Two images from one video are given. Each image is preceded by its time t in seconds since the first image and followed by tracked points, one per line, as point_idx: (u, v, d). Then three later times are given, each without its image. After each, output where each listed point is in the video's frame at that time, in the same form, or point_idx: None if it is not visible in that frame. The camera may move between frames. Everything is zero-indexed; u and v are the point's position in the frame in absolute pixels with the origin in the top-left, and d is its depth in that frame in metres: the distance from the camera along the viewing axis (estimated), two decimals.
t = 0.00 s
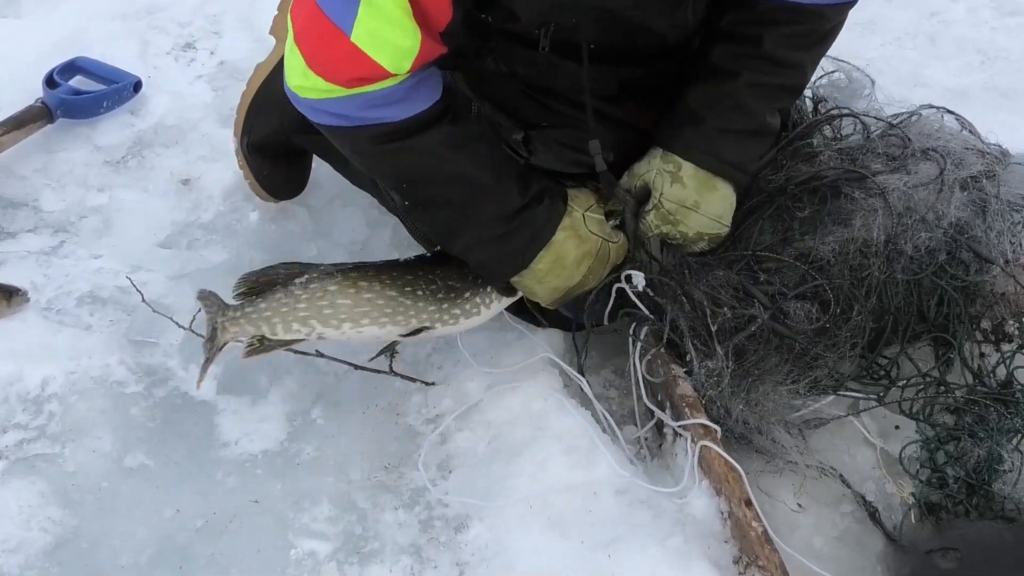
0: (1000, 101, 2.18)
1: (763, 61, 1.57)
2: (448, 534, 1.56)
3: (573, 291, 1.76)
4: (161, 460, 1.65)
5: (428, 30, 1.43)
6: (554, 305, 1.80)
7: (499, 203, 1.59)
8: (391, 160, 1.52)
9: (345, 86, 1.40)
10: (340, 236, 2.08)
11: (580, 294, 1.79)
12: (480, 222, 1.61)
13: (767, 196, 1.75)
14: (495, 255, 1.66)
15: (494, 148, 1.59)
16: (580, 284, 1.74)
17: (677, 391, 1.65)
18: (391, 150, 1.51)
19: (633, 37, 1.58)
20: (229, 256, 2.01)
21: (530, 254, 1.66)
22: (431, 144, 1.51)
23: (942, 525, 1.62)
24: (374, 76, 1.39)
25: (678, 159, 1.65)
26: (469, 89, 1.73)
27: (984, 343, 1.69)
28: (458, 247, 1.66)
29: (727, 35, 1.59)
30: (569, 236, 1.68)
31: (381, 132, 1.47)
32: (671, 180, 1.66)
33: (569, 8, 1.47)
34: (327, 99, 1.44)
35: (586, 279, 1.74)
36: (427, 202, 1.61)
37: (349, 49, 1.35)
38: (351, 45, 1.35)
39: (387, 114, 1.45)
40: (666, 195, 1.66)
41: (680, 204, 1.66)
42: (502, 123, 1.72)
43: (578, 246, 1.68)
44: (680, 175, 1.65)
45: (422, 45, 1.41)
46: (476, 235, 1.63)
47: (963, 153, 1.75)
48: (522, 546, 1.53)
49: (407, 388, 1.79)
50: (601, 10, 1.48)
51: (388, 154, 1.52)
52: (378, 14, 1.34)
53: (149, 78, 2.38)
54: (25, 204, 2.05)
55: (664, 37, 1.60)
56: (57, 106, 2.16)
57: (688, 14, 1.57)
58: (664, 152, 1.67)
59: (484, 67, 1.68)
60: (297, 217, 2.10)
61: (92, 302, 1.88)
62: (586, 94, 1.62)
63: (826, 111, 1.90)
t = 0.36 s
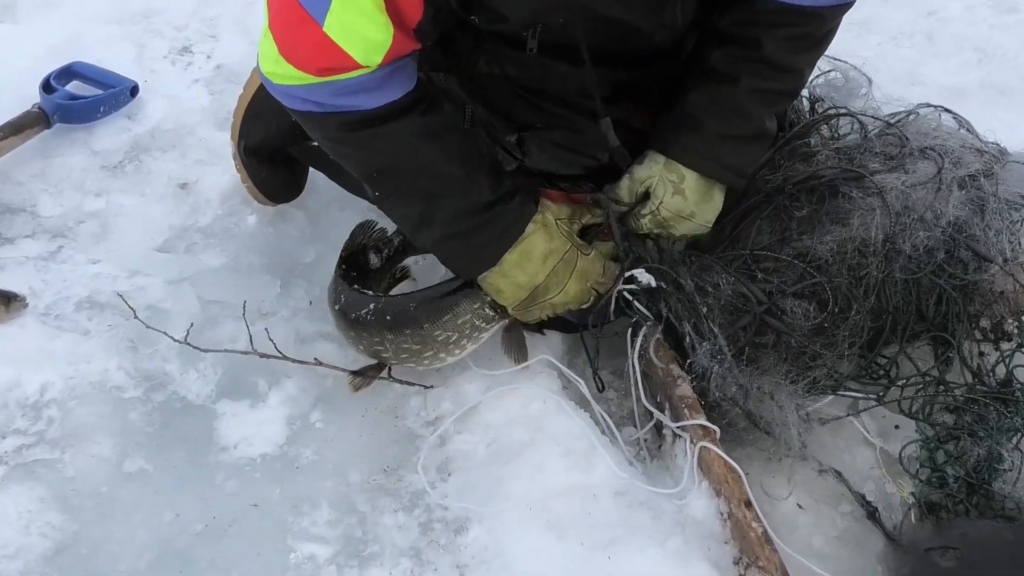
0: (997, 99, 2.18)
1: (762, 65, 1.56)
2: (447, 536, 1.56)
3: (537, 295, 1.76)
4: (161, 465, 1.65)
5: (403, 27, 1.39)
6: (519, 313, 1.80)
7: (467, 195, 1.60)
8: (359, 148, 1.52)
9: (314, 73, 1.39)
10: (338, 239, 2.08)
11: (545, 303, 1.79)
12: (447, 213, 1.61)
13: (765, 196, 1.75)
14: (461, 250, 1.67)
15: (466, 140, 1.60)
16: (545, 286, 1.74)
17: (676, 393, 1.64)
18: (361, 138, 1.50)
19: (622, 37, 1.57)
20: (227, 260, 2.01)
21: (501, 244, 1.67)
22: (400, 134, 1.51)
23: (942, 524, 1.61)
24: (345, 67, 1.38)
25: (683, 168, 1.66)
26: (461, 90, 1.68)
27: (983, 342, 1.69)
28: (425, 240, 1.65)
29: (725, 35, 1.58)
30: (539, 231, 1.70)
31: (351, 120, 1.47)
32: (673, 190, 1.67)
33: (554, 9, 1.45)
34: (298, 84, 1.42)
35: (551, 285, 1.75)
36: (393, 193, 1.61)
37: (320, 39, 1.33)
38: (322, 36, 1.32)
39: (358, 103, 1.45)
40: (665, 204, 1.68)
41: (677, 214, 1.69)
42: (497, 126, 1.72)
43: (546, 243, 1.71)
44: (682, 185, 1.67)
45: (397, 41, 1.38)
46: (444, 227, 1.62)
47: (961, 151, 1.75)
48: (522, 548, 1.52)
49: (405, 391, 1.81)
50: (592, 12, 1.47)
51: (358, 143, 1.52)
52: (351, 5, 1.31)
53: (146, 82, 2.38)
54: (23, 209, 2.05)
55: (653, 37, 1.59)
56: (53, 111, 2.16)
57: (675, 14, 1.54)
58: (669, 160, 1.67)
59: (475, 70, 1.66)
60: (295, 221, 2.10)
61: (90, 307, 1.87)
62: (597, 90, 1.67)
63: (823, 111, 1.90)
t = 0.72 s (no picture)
0: (1004, 93, 2.17)
1: (776, 62, 1.57)
2: (457, 534, 1.57)
3: (529, 305, 1.75)
4: (170, 465, 1.66)
5: (404, 30, 1.45)
6: (508, 328, 1.77)
7: (466, 206, 1.63)
8: (364, 159, 1.56)
9: (316, 80, 1.44)
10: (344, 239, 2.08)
11: (535, 314, 1.77)
12: (448, 222, 1.64)
13: (771, 192, 1.74)
14: (458, 260, 1.68)
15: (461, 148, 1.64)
16: (539, 294, 1.74)
17: (684, 389, 1.63)
18: (359, 149, 1.54)
19: (624, 35, 1.57)
20: (234, 260, 2.01)
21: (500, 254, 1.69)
22: (398, 145, 1.55)
23: (952, 520, 1.58)
24: (348, 72, 1.42)
25: (714, 177, 1.64)
26: (466, 89, 1.71)
27: (991, 337, 1.67)
28: (426, 251, 1.68)
29: (734, 35, 1.58)
30: (534, 235, 1.73)
31: (355, 129, 1.52)
32: (705, 201, 1.65)
33: (555, 7, 1.47)
34: (300, 92, 1.48)
35: (547, 292, 1.75)
36: (391, 207, 1.63)
37: (321, 45, 1.38)
38: (326, 41, 1.38)
39: (360, 110, 1.49)
40: (698, 214, 1.66)
41: (709, 223, 1.68)
42: (502, 123, 1.72)
43: (541, 247, 1.73)
44: (714, 194, 1.65)
45: (398, 44, 1.43)
46: (441, 239, 1.65)
47: (968, 146, 1.75)
48: (532, 547, 1.52)
49: (414, 390, 1.80)
50: (591, 10, 1.48)
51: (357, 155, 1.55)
52: (353, 11, 1.37)
53: (152, 83, 2.38)
54: (30, 211, 2.05)
55: (656, 35, 1.59)
56: (59, 113, 2.17)
57: (678, 11, 1.55)
58: (700, 169, 1.64)
59: (480, 69, 1.64)
60: (302, 220, 2.10)
61: (99, 308, 1.88)
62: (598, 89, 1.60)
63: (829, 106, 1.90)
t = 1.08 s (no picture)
0: (1013, 90, 2.17)
1: (781, 83, 1.58)
2: (467, 534, 1.56)
3: (560, 301, 1.81)
4: (180, 465, 1.65)
5: (432, 30, 1.38)
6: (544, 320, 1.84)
7: (501, 206, 1.65)
8: (397, 165, 1.55)
9: (347, 88, 1.40)
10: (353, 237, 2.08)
11: (567, 308, 1.82)
12: (480, 224, 1.65)
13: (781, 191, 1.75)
14: (486, 259, 1.72)
15: (495, 147, 1.62)
16: (568, 291, 1.79)
17: (694, 388, 1.64)
18: (393, 154, 1.53)
19: (633, 33, 1.56)
20: (243, 260, 2.01)
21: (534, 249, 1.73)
22: (432, 147, 1.53)
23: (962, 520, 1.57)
24: (378, 78, 1.38)
25: (722, 202, 1.66)
26: (476, 87, 1.68)
27: (1001, 335, 1.67)
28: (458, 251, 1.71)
29: (739, 53, 1.60)
30: (564, 234, 1.75)
31: (387, 136, 1.49)
32: (715, 226, 1.67)
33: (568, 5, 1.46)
34: (330, 100, 1.43)
35: (578, 289, 1.79)
36: (428, 209, 1.64)
37: (351, 52, 1.33)
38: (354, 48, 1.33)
39: (391, 116, 1.46)
40: (708, 239, 1.68)
41: (718, 246, 1.71)
42: (511, 121, 1.72)
43: (571, 245, 1.76)
44: (723, 219, 1.67)
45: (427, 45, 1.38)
46: (475, 238, 1.67)
47: (978, 144, 1.75)
48: (542, 547, 1.52)
49: (423, 389, 1.80)
50: (597, 8, 1.48)
51: (390, 161, 1.54)
52: (378, 15, 1.31)
53: (160, 82, 2.38)
54: (39, 210, 2.05)
55: (664, 34, 1.59)
56: (68, 112, 2.17)
57: (686, 11, 1.54)
58: (708, 195, 1.66)
59: (491, 69, 1.64)
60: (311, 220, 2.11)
61: (108, 307, 1.88)
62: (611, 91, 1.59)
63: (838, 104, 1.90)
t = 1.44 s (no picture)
0: None
1: (785, 84, 1.55)
2: (479, 532, 1.57)
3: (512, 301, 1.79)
4: (193, 461, 1.66)
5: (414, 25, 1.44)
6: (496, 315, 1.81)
7: (466, 199, 1.68)
8: (366, 148, 1.59)
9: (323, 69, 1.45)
10: (365, 234, 2.07)
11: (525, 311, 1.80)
12: (447, 212, 1.68)
13: (794, 190, 1.75)
14: (455, 249, 1.73)
15: (464, 147, 1.66)
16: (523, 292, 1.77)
17: (707, 387, 1.65)
18: (364, 138, 1.58)
19: (641, 35, 1.55)
20: (255, 256, 2.01)
21: (493, 248, 1.73)
22: (403, 138, 1.59)
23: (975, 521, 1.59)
24: (354, 62, 1.44)
25: (724, 207, 1.64)
26: (490, 85, 1.71)
27: (1015, 335, 1.67)
28: (420, 237, 1.73)
29: (745, 55, 1.56)
30: (529, 236, 1.76)
31: (357, 120, 1.55)
32: (714, 229, 1.65)
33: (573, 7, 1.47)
34: (307, 77, 1.49)
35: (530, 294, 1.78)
36: (397, 193, 1.67)
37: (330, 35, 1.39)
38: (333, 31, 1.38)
39: (365, 103, 1.52)
40: (705, 243, 1.66)
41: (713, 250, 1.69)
42: (524, 120, 1.73)
43: (533, 247, 1.76)
44: (722, 224, 1.65)
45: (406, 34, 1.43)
46: (438, 227, 1.70)
47: (993, 144, 1.75)
48: (554, 545, 1.52)
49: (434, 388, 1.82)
50: (604, 8, 1.47)
51: (358, 143, 1.59)
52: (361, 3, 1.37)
53: (173, 79, 2.38)
54: (52, 206, 2.05)
55: (673, 37, 1.58)
56: (82, 108, 2.17)
57: (695, 12, 1.53)
58: (710, 198, 1.63)
59: (501, 66, 1.63)
60: (323, 217, 2.11)
61: (121, 303, 1.88)
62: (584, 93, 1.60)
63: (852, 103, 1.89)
